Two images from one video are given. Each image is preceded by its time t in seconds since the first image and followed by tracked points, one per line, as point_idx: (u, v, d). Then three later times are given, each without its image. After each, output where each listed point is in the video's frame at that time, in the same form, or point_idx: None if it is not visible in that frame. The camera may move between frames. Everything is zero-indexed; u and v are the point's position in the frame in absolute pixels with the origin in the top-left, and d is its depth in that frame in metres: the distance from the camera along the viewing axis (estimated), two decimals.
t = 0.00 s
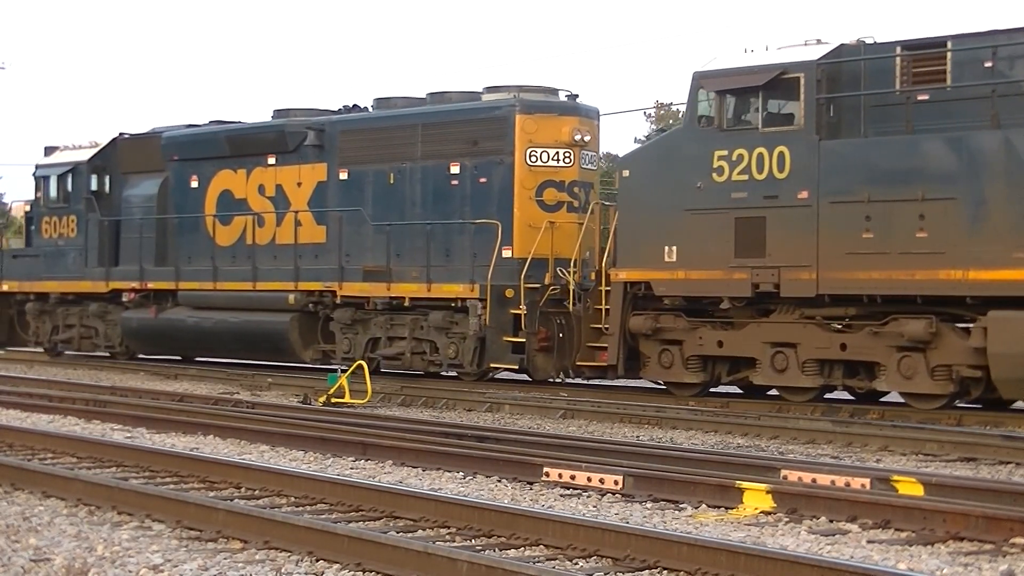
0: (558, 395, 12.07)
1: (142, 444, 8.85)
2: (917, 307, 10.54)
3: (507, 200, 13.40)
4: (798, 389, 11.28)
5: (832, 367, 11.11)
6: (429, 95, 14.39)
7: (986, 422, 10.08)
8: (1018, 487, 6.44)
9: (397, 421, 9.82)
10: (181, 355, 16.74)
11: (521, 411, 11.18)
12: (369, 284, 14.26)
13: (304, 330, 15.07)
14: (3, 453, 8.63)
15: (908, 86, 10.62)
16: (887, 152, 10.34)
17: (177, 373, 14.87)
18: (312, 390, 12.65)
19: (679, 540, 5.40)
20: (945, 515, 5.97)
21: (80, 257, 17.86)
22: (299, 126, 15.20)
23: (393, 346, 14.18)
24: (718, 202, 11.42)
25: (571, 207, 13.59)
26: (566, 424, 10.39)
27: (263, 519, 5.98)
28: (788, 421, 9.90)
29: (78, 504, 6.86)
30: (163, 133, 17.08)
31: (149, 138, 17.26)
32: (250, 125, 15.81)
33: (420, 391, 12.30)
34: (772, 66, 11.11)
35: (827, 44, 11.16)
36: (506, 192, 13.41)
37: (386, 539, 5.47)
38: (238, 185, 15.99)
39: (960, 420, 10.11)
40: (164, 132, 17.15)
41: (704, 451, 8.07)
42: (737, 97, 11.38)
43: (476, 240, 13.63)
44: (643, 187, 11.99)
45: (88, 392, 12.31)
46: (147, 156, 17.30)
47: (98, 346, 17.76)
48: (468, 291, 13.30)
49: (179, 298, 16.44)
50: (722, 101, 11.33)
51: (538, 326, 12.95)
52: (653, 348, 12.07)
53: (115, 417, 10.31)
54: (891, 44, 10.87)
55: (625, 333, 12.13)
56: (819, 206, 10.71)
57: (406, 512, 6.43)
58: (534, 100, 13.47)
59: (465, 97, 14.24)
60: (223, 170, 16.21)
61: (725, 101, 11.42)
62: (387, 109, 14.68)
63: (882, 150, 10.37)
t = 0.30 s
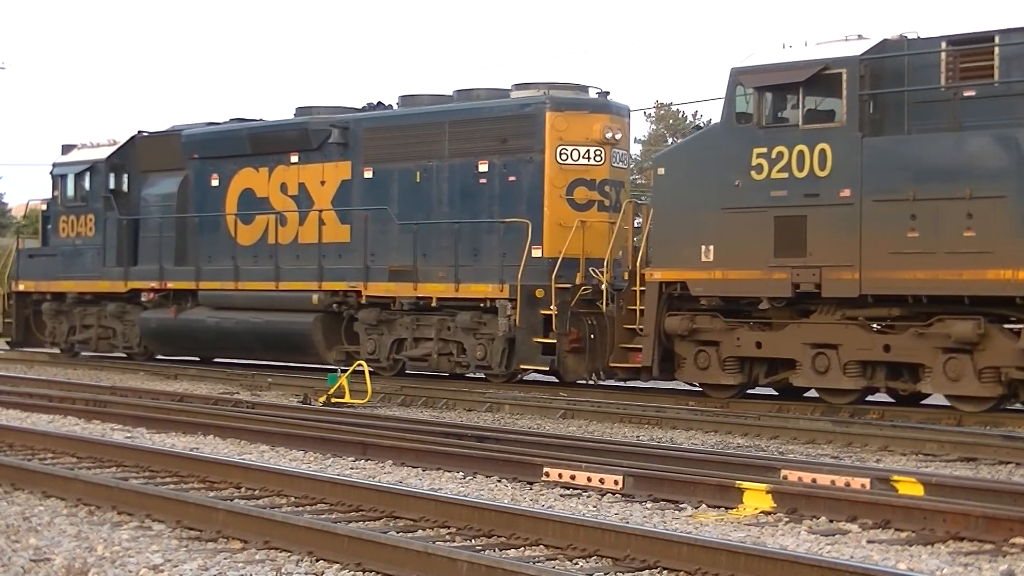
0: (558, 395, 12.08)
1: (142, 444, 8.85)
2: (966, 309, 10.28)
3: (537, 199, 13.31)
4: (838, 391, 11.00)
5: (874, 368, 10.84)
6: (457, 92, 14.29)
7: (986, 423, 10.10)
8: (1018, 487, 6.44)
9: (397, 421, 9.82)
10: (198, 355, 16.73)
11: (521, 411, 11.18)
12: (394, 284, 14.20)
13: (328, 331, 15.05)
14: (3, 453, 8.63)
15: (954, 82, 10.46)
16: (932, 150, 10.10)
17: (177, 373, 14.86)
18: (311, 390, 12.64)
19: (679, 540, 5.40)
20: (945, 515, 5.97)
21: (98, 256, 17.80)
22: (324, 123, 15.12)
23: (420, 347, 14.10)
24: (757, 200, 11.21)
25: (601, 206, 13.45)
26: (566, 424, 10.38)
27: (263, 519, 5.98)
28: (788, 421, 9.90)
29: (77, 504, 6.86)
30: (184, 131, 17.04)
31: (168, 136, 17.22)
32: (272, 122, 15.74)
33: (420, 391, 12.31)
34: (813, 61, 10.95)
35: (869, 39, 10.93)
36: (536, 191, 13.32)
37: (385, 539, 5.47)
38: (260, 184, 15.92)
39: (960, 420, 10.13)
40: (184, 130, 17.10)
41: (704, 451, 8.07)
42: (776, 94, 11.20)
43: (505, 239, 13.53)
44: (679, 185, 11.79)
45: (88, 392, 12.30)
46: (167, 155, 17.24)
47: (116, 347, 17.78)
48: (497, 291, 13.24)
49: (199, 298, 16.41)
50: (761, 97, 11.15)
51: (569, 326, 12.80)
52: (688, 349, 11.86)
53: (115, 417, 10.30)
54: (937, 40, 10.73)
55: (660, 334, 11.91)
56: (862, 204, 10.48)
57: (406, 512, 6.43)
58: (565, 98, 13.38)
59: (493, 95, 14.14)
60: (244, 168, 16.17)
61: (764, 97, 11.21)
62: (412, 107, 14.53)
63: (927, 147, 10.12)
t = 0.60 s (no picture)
0: (558, 395, 12.08)
1: (142, 444, 8.85)
2: (1013, 309, 10.16)
3: (566, 199, 13.26)
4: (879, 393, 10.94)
5: (918, 370, 10.78)
6: (483, 89, 14.21)
7: (986, 423, 10.10)
8: (1019, 487, 6.43)
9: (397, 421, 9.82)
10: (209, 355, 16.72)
11: (521, 411, 11.18)
12: (421, 284, 14.17)
13: (352, 332, 15.01)
14: (3, 453, 8.63)
15: (998, 78, 10.27)
16: (980, 147, 10.02)
17: (177, 373, 14.87)
18: (311, 390, 12.64)
19: (679, 540, 5.40)
20: (945, 515, 5.96)
21: (116, 256, 17.81)
22: (347, 121, 15.06)
23: (445, 348, 14.03)
24: (797, 199, 11.16)
25: (632, 205, 13.41)
26: (566, 424, 10.38)
27: (263, 519, 5.99)
28: (788, 421, 9.90)
29: (78, 504, 6.86)
30: (203, 129, 17.02)
31: (187, 135, 17.21)
32: (294, 121, 15.69)
33: (420, 391, 12.31)
34: (856, 57, 10.81)
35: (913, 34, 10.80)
36: (566, 190, 13.25)
37: (385, 539, 5.47)
38: (281, 182, 15.88)
39: (960, 420, 10.13)
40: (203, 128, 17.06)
41: (704, 451, 8.07)
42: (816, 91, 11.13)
43: (535, 238, 13.47)
44: (718, 183, 11.73)
45: (88, 392, 12.30)
46: (185, 153, 17.23)
47: (133, 347, 17.76)
48: (528, 291, 13.23)
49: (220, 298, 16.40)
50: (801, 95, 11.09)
51: (601, 327, 12.61)
52: (724, 350, 11.80)
53: (115, 417, 10.31)
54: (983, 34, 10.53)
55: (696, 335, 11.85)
56: (907, 203, 10.42)
57: (406, 512, 6.43)
58: (595, 95, 13.29)
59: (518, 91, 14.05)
60: (265, 167, 16.11)
61: (805, 94, 11.14)
62: (438, 104, 14.44)
63: (974, 145, 10.05)
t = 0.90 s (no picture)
0: (558, 395, 12.08)
1: (142, 444, 8.86)
2: None
3: (597, 199, 13.25)
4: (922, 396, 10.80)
5: (963, 372, 10.65)
6: (512, 86, 14.21)
7: (986, 423, 10.09)
8: (1019, 487, 6.42)
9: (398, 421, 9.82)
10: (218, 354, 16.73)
11: (521, 411, 11.18)
12: (448, 285, 14.10)
13: (375, 331, 14.97)
14: (3, 453, 8.65)
15: None
16: None
17: (177, 373, 14.87)
18: (311, 390, 12.65)
19: (679, 539, 5.39)
20: (945, 515, 5.96)
21: (134, 256, 17.81)
22: (371, 120, 15.06)
23: (473, 350, 14.04)
24: (838, 197, 11.04)
25: (663, 204, 13.41)
26: (566, 424, 10.38)
27: (263, 519, 5.99)
28: (788, 421, 9.89)
29: (78, 504, 6.87)
30: (221, 127, 17.02)
31: (203, 133, 17.22)
32: (317, 119, 15.70)
33: (420, 391, 12.31)
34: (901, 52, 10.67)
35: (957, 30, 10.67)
36: (596, 189, 13.26)
37: (386, 539, 5.47)
38: (303, 181, 15.89)
39: (961, 420, 10.13)
40: (224, 126, 17.07)
41: (704, 451, 8.06)
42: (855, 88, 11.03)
43: (565, 237, 13.44)
44: (757, 182, 11.64)
45: (88, 392, 12.31)
46: (203, 150, 17.22)
47: (152, 348, 17.78)
48: (558, 291, 13.18)
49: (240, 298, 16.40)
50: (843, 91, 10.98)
51: (633, 329, 12.63)
52: (762, 351, 11.69)
53: (115, 417, 10.32)
54: None
55: (733, 335, 11.74)
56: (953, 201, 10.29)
57: (406, 512, 6.43)
58: (628, 93, 13.32)
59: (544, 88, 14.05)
60: (286, 166, 16.10)
61: (846, 90, 11.04)
62: (463, 102, 14.43)
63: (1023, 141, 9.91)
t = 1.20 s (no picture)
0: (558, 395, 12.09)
1: (142, 444, 8.86)
2: None
3: (628, 198, 13.24)
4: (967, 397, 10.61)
5: (1009, 373, 10.41)
6: (541, 83, 14.18)
7: (986, 423, 10.09)
8: (1019, 487, 6.42)
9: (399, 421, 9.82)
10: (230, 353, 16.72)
11: (521, 411, 11.18)
12: (476, 285, 14.13)
13: (402, 333, 14.98)
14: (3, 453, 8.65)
15: None
16: None
17: (177, 373, 14.88)
18: (311, 390, 12.65)
19: (679, 540, 5.39)
20: (945, 514, 5.95)
21: (152, 256, 17.82)
22: (396, 117, 15.02)
23: (501, 351, 14.03)
24: (880, 195, 10.80)
25: (697, 203, 13.38)
26: (566, 425, 10.38)
27: (263, 519, 5.99)
28: (788, 421, 9.88)
29: (78, 504, 6.87)
30: (245, 125, 17.02)
31: (226, 131, 17.23)
32: (341, 117, 15.64)
33: (420, 391, 12.31)
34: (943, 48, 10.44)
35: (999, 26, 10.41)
36: (627, 188, 13.23)
37: (386, 539, 5.47)
38: (326, 180, 15.86)
39: (960, 419, 10.16)
40: (246, 124, 17.06)
41: (704, 451, 8.07)
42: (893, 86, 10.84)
43: (595, 237, 13.44)
44: (797, 180, 11.40)
45: (89, 392, 12.31)
46: (227, 148, 17.23)
47: (170, 349, 17.78)
48: (589, 292, 13.22)
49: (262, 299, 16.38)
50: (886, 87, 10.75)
51: (665, 330, 12.50)
52: (801, 351, 11.49)
53: (114, 417, 10.32)
54: None
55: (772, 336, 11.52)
56: (1001, 199, 10.03)
57: (406, 512, 6.43)
58: (661, 90, 13.27)
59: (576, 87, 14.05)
60: (310, 163, 16.08)
61: (889, 87, 10.80)
62: (490, 100, 14.43)
63: None
